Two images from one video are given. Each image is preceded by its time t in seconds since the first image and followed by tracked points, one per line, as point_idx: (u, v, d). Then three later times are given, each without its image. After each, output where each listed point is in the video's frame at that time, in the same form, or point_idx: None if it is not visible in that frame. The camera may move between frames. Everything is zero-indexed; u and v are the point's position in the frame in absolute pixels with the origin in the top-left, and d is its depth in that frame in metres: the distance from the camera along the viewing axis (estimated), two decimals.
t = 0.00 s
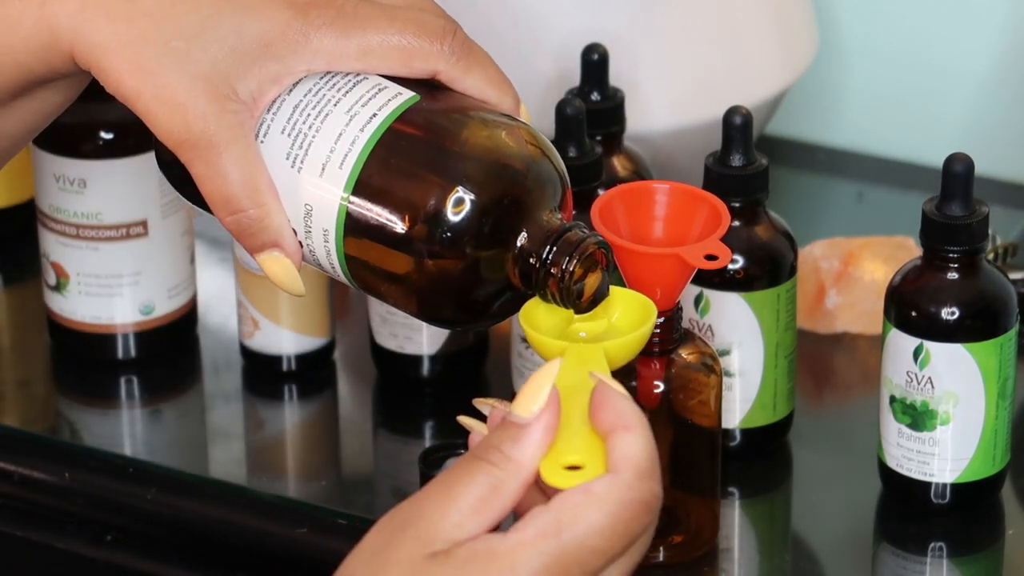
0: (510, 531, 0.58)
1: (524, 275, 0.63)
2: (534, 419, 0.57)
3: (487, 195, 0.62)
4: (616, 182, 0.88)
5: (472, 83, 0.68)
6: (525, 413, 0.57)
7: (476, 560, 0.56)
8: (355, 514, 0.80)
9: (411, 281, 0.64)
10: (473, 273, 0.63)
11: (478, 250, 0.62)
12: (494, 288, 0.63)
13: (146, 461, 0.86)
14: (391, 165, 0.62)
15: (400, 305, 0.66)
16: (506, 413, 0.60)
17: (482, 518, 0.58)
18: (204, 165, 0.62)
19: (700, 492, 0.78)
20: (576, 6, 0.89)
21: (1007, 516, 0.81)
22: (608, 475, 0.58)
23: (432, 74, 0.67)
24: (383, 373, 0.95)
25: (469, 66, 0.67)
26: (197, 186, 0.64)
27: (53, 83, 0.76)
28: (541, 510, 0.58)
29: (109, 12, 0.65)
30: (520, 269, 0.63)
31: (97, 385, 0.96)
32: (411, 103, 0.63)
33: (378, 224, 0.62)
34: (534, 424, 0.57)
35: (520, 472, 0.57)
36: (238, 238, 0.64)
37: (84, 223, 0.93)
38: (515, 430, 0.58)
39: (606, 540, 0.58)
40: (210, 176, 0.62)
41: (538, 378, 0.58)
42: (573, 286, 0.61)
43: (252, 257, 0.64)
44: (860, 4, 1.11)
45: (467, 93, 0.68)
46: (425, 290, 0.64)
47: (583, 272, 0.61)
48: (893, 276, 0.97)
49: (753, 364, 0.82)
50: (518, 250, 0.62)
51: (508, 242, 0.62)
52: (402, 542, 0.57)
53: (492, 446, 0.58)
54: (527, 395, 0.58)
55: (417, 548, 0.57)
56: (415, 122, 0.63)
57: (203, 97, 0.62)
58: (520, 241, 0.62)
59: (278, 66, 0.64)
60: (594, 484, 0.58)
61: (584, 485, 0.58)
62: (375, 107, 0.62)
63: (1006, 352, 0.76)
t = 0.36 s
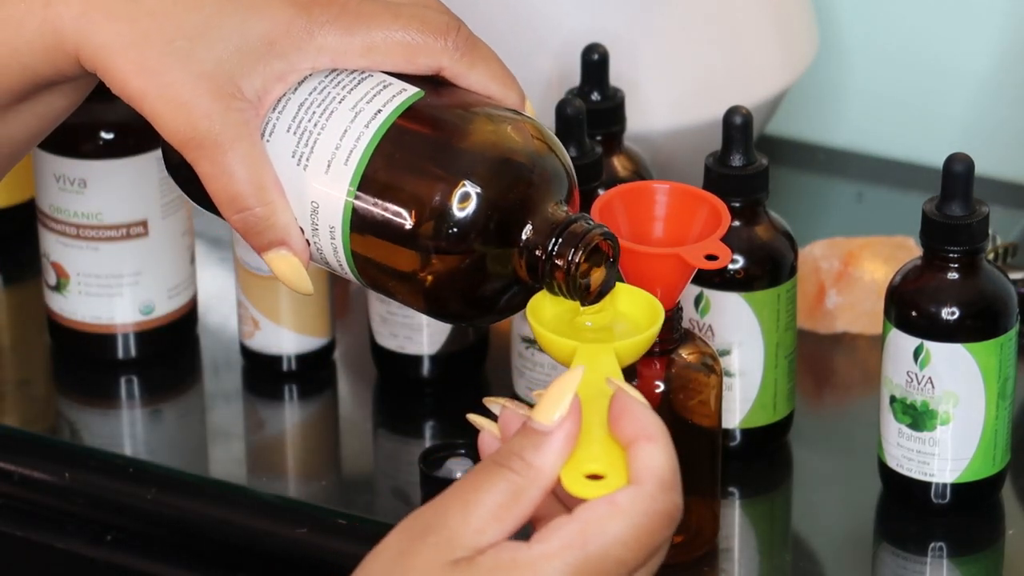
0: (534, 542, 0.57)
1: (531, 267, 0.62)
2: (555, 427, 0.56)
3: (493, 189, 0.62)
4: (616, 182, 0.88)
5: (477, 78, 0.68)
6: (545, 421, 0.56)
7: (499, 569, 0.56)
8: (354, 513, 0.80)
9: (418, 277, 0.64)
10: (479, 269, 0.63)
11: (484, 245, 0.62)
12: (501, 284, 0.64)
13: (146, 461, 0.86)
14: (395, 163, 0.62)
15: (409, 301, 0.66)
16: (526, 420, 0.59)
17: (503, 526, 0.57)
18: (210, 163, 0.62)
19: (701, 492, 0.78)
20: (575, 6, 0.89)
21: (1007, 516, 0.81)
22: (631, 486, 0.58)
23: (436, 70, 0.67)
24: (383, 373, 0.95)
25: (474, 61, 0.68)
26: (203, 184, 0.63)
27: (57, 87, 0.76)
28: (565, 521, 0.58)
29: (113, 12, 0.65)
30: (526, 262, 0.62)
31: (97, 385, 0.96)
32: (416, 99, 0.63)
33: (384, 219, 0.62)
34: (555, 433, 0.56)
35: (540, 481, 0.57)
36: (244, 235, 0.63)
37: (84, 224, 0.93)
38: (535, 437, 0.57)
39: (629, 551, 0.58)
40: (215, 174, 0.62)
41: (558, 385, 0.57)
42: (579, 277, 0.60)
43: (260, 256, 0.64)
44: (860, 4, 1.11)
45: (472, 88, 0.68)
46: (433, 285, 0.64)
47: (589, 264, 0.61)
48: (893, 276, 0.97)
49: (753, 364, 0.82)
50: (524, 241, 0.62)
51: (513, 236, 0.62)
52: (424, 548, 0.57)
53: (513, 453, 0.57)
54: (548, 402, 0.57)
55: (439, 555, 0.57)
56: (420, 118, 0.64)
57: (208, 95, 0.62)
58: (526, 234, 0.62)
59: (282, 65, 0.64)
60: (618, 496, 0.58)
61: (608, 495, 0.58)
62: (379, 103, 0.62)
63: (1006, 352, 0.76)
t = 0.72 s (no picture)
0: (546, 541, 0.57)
1: (537, 261, 0.62)
2: (567, 426, 0.56)
3: (497, 183, 0.62)
4: (616, 181, 0.87)
5: (482, 73, 0.68)
6: (556, 419, 0.56)
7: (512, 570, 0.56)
8: (354, 513, 0.80)
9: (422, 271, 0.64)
10: (484, 263, 0.62)
11: (490, 239, 0.62)
12: (506, 279, 0.63)
13: (146, 460, 0.86)
14: (400, 159, 0.62)
15: (415, 297, 0.66)
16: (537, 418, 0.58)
17: (515, 525, 0.57)
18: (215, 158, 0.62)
19: (701, 491, 0.78)
20: (575, 5, 0.89)
21: (1007, 517, 0.81)
22: (645, 487, 0.57)
23: (439, 64, 0.67)
24: (383, 373, 0.95)
25: (478, 56, 0.67)
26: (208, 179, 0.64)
27: (62, 83, 0.76)
28: (578, 521, 0.57)
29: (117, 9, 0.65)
30: (532, 256, 0.62)
31: (97, 385, 0.96)
32: (420, 94, 0.63)
33: (389, 214, 0.62)
34: (567, 431, 0.56)
35: (552, 480, 0.56)
36: (248, 231, 0.63)
37: (84, 224, 0.93)
38: (547, 436, 0.56)
39: (642, 552, 0.57)
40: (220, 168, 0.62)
41: (569, 384, 0.57)
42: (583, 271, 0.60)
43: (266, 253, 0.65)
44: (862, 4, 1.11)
45: (476, 83, 0.68)
46: (437, 279, 0.64)
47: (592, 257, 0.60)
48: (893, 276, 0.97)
49: (753, 364, 0.82)
50: (530, 235, 0.62)
51: (518, 230, 0.62)
52: (436, 547, 0.57)
53: (525, 451, 0.57)
54: (558, 401, 0.57)
55: (451, 554, 0.56)
56: (424, 114, 0.63)
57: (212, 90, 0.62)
58: (530, 228, 0.62)
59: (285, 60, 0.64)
60: (630, 497, 0.57)
61: (620, 497, 0.57)
62: (384, 98, 0.62)
63: (1006, 352, 0.76)
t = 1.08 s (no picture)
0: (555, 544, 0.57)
1: (543, 262, 0.62)
2: (576, 429, 0.56)
3: (504, 183, 0.62)
4: (616, 181, 0.87)
5: (487, 73, 0.68)
6: (566, 422, 0.56)
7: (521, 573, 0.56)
8: (354, 513, 0.80)
9: (429, 272, 0.64)
10: (491, 264, 0.63)
11: (496, 240, 0.62)
12: (512, 280, 0.63)
13: (146, 460, 0.86)
14: (407, 159, 0.62)
15: (421, 298, 0.66)
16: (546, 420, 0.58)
17: (524, 528, 0.57)
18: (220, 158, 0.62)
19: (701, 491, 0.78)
20: (576, 5, 0.89)
21: (1007, 517, 0.81)
22: (654, 490, 0.57)
23: (446, 64, 0.67)
24: (383, 373, 0.95)
25: (484, 56, 0.67)
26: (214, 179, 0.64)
27: (68, 83, 0.76)
28: (588, 524, 0.57)
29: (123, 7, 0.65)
30: (539, 257, 0.62)
31: (97, 385, 0.96)
32: (426, 94, 0.63)
33: (395, 214, 0.62)
34: (575, 434, 0.56)
35: (561, 483, 0.56)
36: (255, 231, 0.64)
37: (84, 224, 0.93)
38: (556, 439, 0.56)
39: (652, 555, 0.57)
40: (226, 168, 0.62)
41: (577, 387, 0.57)
42: (589, 273, 0.60)
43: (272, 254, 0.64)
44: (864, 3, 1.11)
45: (483, 83, 0.68)
46: (444, 279, 0.64)
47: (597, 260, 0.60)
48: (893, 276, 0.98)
49: (753, 364, 0.82)
50: (536, 237, 0.62)
51: (524, 230, 0.62)
52: (446, 551, 0.57)
53: (533, 454, 0.57)
54: (566, 404, 0.56)
55: (461, 557, 0.57)
56: (430, 114, 0.63)
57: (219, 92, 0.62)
58: (536, 231, 0.62)
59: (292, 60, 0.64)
60: (640, 500, 0.57)
61: (630, 499, 0.57)
62: (390, 99, 0.62)
63: (1006, 352, 0.76)
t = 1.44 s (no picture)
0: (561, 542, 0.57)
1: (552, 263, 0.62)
2: (582, 427, 0.56)
3: (514, 187, 0.62)
4: (616, 181, 0.87)
5: (497, 78, 0.67)
6: (571, 420, 0.56)
7: (527, 571, 0.56)
8: (354, 513, 0.80)
9: (440, 276, 0.64)
10: (502, 268, 0.63)
11: (507, 244, 0.62)
12: (523, 284, 0.64)
13: (146, 460, 0.86)
14: (415, 162, 0.62)
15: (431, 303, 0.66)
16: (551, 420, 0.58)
17: (530, 527, 0.57)
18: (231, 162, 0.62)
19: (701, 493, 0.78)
20: (576, 5, 0.89)
21: (1007, 517, 0.81)
22: (660, 486, 0.57)
23: (456, 69, 0.66)
24: (383, 374, 0.95)
25: (494, 60, 0.67)
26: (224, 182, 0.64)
27: (79, 89, 0.77)
28: (593, 522, 0.57)
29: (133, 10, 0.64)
30: (549, 259, 0.62)
31: (96, 385, 0.96)
32: (436, 98, 0.63)
33: (406, 218, 0.62)
34: (581, 432, 0.56)
35: (567, 481, 0.56)
36: (265, 235, 0.64)
37: (84, 224, 0.93)
38: (561, 437, 0.56)
39: (658, 552, 0.57)
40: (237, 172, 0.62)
41: (582, 385, 0.57)
42: (600, 275, 0.60)
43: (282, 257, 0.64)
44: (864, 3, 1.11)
45: (492, 87, 0.68)
46: (455, 283, 0.64)
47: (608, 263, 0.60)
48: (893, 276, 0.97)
49: (753, 364, 0.82)
50: (546, 239, 0.62)
51: (535, 233, 0.62)
52: (453, 549, 0.57)
53: (540, 452, 0.57)
54: (571, 402, 0.56)
55: (467, 555, 0.57)
56: (439, 118, 0.63)
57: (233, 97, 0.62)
58: (546, 234, 0.62)
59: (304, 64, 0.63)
60: (646, 496, 0.57)
61: (636, 496, 0.57)
62: (400, 102, 0.62)
63: (1006, 352, 0.76)
